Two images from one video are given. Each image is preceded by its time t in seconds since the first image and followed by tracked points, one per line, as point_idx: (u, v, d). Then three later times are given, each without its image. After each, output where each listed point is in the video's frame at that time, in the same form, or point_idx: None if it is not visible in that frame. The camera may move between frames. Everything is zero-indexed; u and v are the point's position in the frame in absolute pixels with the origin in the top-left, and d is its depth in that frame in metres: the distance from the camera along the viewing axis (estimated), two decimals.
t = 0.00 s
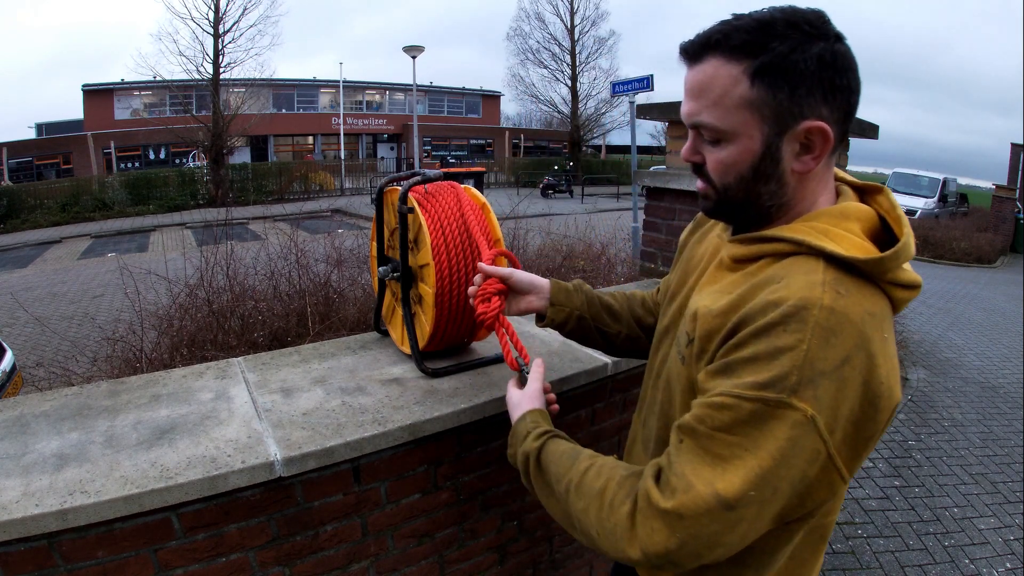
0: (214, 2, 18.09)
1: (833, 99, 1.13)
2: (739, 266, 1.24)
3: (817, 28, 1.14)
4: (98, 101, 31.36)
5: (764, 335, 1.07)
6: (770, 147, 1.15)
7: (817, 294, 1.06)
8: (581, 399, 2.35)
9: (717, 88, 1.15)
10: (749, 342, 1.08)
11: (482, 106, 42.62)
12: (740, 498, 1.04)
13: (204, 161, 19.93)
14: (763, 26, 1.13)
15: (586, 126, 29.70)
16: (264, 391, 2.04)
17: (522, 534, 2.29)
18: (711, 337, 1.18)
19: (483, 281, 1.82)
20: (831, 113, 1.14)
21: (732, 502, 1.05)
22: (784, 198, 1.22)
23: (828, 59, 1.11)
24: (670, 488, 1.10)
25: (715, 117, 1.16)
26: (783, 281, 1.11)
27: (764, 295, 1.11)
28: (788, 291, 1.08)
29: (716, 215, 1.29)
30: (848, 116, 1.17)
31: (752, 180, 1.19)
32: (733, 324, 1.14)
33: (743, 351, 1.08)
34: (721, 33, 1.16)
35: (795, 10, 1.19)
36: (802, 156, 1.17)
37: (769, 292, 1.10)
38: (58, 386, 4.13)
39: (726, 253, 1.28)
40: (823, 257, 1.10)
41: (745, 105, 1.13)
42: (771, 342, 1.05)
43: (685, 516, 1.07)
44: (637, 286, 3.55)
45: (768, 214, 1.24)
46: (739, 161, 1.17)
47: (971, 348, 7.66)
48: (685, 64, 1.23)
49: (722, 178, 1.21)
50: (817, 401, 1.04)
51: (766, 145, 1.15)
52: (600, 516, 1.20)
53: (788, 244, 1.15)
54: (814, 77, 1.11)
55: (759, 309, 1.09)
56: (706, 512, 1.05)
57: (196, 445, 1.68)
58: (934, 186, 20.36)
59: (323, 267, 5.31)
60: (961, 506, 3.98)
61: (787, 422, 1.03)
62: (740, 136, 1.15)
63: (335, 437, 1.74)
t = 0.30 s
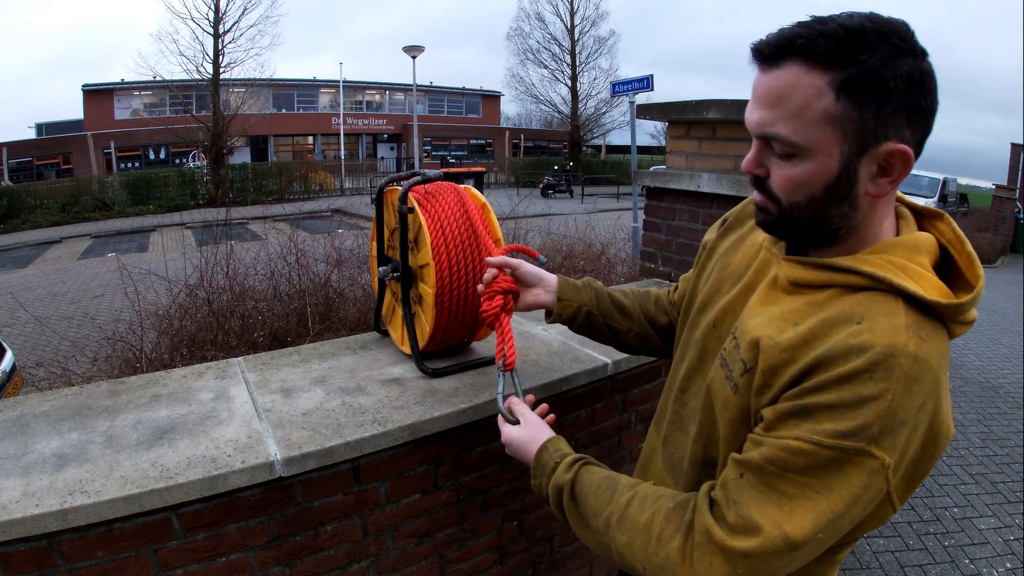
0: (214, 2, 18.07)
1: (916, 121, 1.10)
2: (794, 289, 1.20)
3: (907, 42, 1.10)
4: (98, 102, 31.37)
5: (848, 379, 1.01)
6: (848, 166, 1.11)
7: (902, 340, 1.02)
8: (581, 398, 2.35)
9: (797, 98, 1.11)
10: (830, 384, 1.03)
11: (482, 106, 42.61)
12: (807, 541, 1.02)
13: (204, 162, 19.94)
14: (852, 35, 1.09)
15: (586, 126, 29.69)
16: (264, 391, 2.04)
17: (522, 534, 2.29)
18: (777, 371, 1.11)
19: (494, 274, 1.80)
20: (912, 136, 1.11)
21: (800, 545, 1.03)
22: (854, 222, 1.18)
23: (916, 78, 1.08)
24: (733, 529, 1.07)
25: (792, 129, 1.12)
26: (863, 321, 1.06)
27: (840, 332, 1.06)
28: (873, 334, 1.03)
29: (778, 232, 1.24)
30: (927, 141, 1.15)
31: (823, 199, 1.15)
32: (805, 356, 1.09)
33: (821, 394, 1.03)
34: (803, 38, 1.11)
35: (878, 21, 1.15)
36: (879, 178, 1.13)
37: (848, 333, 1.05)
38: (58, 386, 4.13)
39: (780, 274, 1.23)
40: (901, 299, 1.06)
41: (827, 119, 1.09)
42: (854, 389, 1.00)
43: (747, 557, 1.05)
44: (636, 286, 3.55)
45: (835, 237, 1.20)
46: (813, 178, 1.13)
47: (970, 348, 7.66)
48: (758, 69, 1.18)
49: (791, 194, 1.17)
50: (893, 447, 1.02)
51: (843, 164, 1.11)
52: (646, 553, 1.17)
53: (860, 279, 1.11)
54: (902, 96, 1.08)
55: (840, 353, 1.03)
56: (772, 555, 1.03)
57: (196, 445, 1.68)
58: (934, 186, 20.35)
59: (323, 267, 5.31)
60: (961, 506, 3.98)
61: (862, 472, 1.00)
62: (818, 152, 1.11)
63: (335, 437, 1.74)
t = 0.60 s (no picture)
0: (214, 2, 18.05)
1: (946, 135, 1.11)
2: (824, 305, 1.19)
3: (943, 53, 1.10)
4: (98, 102, 31.36)
5: (903, 411, 1.00)
6: (878, 178, 1.12)
7: (947, 364, 1.01)
8: (582, 398, 2.35)
9: (831, 108, 1.10)
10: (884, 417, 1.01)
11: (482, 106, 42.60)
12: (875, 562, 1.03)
13: (204, 162, 19.93)
14: (892, 44, 1.09)
15: (586, 126, 29.68)
16: (264, 391, 2.04)
17: (522, 534, 2.29)
18: (822, 401, 1.10)
19: (499, 259, 1.80)
20: (942, 150, 1.12)
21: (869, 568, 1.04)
22: (879, 233, 1.18)
23: (950, 91, 1.09)
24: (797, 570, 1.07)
25: (824, 139, 1.12)
26: (907, 345, 1.05)
27: (887, 359, 1.05)
28: (921, 361, 1.02)
29: (800, 242, 1.24)
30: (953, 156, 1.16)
31: (851, 210, 1.15)
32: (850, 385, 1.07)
33: (874, 427, 1.02)
34: (841, 46, 1.11)
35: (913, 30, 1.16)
36: (907, 191, 1.14)
37: (896, 359, 1.04)
38: (58, 386, 4.13)
39: (809, 290, 1.22)
40: (937, 317, 1.07)
41: (861, 130, 1.09)
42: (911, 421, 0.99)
43: None
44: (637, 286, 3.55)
45: (859, 248, 1.20)
46: (842, 188, 1.14)
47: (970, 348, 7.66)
48: (790, 76, 1.18)
49: (818, 204, 1.17)
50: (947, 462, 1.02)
51: (873, 176, 1.12)
52: None
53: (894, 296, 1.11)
54: (936, 109, 1.08)
55: (890, 381, 1.02)
56: None
57: (196, 445, 1.68)
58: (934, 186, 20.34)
59: (323, 267, 5.31)
60: (961, 506, 3.98)
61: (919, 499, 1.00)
62: (849, 163, 1.11)
63: (335, 437, 1.74)
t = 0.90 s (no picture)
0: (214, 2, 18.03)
1: (922, 124, 1.11)
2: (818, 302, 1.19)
3: (916, 43, 1.10)
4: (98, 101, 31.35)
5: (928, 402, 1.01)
6: (853, 169, 1.12)
7: (954, 347, 1.03)
8: (582, 398, 2.35)
9: (804, 100, 1.11)
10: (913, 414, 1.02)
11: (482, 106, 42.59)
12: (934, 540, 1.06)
13: (204, 162, 19.93)
14: (863, 35, 1.09)
15: (586, 126, 29.67)
16: (264, 391, 2.04)
17: (522, 534, 2.29)
18: (830, 400, 1.10)
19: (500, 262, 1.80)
20: (918, 139, 1.11)
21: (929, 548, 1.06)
22: (858, 225, 1.18)
23: (924, 81, 1.09)
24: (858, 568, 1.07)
25: (797, 131, 1.12)
26: (912, 334, 1.06)
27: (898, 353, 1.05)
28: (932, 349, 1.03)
29: (781, 237, 1.24)
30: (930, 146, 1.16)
31: (827, 202, 1.15)
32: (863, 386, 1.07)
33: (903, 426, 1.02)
34: (813, 38, 1.12)
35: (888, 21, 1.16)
36: (883, 182, 1.14)
37: (903, 351, 1.04)
38: (59, 386, 4.13)
39: (803, 289, 1.22)
40: (934, 302, 1.08)
41: (833, 121, 1.10)
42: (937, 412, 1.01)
43: None
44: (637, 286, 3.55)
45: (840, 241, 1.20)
46: (817, 181, 1.14)
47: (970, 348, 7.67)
48: (763, 69, 1.19)
49: (795, 197, 1.17)
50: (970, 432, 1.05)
51: (848, 167, 1.12)
52: None
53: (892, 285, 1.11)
54: (908, 99, 1.08)
55: (905, 375, 1.03)
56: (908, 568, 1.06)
57: (196, 445, 1.68)
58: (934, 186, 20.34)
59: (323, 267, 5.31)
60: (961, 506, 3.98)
61: (935, 491, 1.00)
62: (822, 155, 1.12)
63: (335, 437, 1.74)
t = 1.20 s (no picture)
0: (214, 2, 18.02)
1: (880, 112, 1.11)
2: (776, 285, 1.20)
3: (869, 34, 1.11)
4: (98, 101, 31.34)
5: (836, 354, 1.01)
6: (815, 160, 1.12)
7: (889, 318, 1.03)
8: (581, 398, 2.35)
9: (764, 96, 1.11)
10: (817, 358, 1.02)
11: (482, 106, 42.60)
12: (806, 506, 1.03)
13: (204, 161, 19.92)
14: (817, 31, 1.09)
15: (586, 126, 29.68)
16: (264, 391, 2.04)
17: (522, 534, 2.29)
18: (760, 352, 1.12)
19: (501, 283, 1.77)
20: (878, 127, 1.11)
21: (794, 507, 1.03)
22: (824, 215, 1.19)
23: (880, 71, 1.09)
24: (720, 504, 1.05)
25: (759, 126, 1.12)
26: (851, 305, 1.07)
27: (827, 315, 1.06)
28: (863, 314, 1.03)
29: (750, 230, 1.24)
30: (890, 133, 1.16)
31: (793, 194, 1.15)
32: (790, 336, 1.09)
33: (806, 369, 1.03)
34: (768, 36, 1.11)
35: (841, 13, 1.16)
36: (847, 170, 1.14)
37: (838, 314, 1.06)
38: (58, 386, 4.13)
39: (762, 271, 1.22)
40: (885, 283, 1.08)
41: (793, 116, 1.10)
42: (843, 363, 1.00)
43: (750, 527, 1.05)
44: (637, 287, 3.55)
45: (807, 231, 1.20)
46: (782, 174, 1.14)
47: (970, 348, 7.68)
48: (723, 67, 1.18)
49: (762, 191, 1.17)
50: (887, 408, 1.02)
51: (811, 159, 1.12)
52: None
53: (845, 268, 1.12)
54: (865, 90, 1.09)
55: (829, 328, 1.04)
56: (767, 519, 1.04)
57: (196, 445, 1.68)
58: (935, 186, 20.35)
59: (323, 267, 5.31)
60: (961, 506, 3.98)
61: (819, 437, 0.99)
62: (785, 148, 1.12)
63: (335, 437, 1.74)
